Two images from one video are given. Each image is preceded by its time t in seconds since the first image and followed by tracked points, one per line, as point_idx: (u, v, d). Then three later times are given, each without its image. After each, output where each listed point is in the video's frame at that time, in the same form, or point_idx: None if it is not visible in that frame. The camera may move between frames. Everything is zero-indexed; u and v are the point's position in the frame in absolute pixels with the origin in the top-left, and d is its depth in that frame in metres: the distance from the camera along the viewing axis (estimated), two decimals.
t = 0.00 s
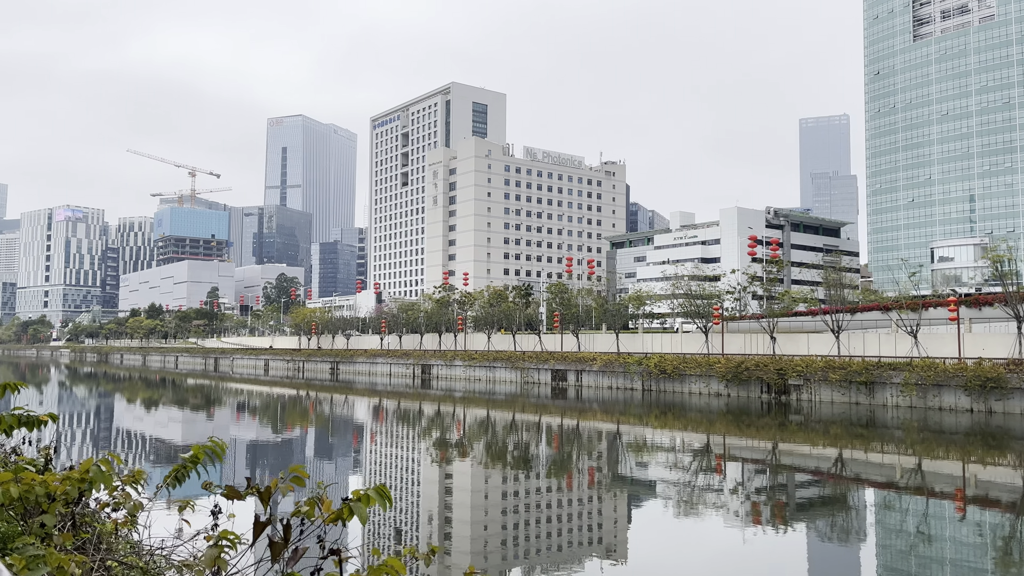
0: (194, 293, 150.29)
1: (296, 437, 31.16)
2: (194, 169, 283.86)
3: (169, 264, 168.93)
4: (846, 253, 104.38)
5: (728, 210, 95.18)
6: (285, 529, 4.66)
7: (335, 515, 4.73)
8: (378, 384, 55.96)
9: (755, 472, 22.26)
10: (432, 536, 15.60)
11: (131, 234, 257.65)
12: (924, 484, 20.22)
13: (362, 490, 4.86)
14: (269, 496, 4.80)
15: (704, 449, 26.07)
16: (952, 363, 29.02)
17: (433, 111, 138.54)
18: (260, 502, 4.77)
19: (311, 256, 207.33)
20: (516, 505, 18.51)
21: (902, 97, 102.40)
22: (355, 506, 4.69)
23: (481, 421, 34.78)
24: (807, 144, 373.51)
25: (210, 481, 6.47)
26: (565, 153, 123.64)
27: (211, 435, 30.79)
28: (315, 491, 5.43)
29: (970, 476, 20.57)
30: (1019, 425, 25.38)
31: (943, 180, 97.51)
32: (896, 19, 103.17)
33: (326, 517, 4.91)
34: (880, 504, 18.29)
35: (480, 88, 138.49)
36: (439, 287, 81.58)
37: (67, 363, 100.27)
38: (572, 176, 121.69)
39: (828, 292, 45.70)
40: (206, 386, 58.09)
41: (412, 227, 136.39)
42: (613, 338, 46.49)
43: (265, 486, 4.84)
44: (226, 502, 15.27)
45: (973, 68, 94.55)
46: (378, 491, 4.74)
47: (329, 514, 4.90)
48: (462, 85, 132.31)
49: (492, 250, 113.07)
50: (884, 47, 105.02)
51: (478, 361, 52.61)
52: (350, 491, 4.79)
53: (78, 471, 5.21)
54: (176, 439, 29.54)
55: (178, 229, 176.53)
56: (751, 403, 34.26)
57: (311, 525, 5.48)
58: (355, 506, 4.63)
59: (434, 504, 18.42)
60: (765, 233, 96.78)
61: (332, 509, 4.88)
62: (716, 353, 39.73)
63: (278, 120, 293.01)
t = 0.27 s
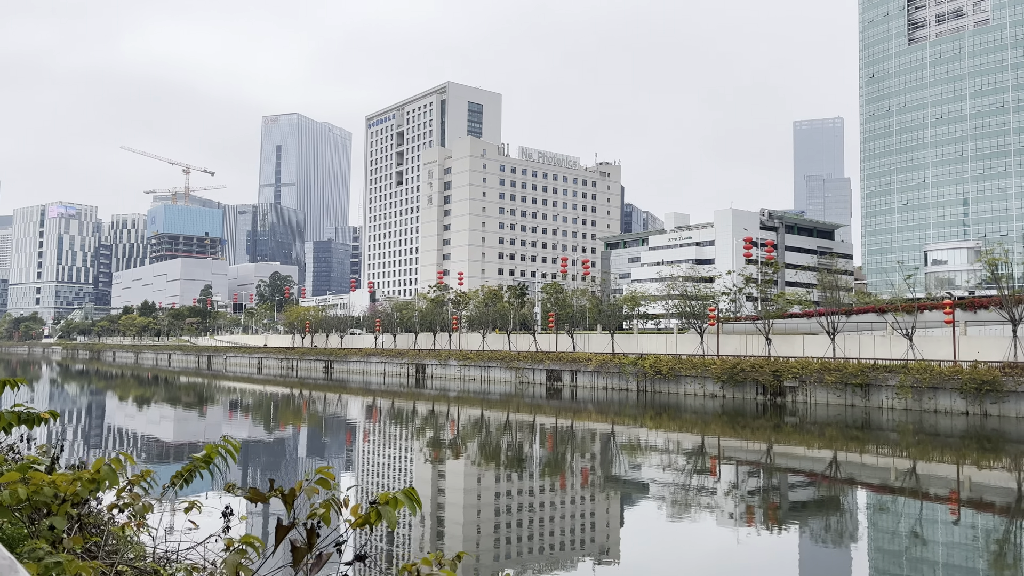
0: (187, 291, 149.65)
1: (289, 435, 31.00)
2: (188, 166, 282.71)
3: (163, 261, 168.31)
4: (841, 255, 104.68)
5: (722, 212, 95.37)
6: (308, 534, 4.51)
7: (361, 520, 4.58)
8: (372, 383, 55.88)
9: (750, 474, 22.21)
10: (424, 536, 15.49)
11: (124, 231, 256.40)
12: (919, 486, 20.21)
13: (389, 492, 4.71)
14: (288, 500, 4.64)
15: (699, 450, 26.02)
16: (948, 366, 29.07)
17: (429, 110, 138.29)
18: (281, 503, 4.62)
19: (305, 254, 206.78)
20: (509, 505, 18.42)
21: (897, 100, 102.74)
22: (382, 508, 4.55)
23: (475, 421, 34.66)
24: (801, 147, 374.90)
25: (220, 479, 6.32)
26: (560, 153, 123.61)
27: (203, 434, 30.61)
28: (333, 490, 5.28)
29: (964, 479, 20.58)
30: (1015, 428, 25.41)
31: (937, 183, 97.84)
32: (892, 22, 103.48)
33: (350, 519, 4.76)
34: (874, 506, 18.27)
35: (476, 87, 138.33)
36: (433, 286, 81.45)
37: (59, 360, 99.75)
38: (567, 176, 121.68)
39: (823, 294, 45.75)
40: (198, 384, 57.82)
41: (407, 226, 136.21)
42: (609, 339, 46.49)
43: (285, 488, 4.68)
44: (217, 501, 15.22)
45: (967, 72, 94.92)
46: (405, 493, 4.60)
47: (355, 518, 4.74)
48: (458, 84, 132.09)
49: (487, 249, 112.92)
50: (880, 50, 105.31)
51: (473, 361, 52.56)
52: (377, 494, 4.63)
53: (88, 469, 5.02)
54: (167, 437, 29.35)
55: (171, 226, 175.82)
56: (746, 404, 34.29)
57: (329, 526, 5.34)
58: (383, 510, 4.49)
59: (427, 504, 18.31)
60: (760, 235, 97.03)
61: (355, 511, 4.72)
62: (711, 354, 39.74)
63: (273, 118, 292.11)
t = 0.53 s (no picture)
0: (177, 289, 148.66)
1: (279, 434, 30.77)
2: (178, 163, 280.71)
3: (152, 258, 167.07)
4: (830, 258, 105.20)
5: (714, 213, 95.63)
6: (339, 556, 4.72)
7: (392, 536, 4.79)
8: (363, 382, 55.58)
9: (741, 475, 22.23)
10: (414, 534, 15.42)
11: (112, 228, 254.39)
12: (909, 489, 20.28)
13: (416, 510, 4.94)
14: (318, 518, 4.80)
15: (690, 451, 26.04)
16: (939, 369, 29.24)
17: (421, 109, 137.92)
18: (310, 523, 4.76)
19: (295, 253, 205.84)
20: (499, 505, 18.36)
21: (888, 104, 103.37)
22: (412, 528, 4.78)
23: (465, 421, 34.58)
24: (792, 149, 376.49)
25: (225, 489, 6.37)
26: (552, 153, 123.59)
27: (192, 432, 30.41)
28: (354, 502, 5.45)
29: (954, 482, 20.65)
30: (1005, 431, 25.56)
31: (926, 187, 98.42)
32: (884, 26, 103.98)
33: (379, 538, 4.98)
34: (865, 508, 18.31)
35: (469, 87, 138.05)
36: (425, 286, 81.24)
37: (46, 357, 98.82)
38: (559, 177, 121.70)
39: (815, 297, 45.84)
40: (188, 382, 57.35)
41: (398, 226, 135.90)
42: (601, 339, 46.52)
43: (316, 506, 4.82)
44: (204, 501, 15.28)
45: (958, 76, 95.64)
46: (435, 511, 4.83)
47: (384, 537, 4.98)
48: (450, 83, 131.78)
49: (478, 249, 112.73)
50: (871, 54, 105.91)
51: (464, 360, 52.42)
52: (408, 512, 4.87)
53: (98, 480, 4.97)
54: (155, 435, 29.10)
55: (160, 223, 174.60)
56: (738, 406, 34.35)
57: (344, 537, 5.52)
58: (414, 527, 4.74)
59: (416, 503, 18.27)
60: (751, 237, 97.34)
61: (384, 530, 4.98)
62: (703, 356, 39.81)
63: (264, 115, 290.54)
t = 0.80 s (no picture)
0: (160, 287, 147.12)
1: (263, 434, 30.42)
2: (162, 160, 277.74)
3: (134, 257, 165.22)
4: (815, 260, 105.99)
5: (700, 215, 96.00)
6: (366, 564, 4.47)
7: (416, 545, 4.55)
8: (349, 382, 55.15)
9: (727, 476, 22.24)
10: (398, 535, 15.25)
11: (94, 225, 251.36)
12: (893, 490, 20.36)
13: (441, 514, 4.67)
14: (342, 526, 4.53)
15: (676, 452, 26.05)
16: (924, 372, 29.45)
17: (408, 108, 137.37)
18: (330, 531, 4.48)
19: (280, 252, 204.47)
20: (484, 505, 18.24)
21: (873, 108, 104.33)
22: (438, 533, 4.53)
23: (451, 421, 34.42)
24: (777, 152, 379.17)
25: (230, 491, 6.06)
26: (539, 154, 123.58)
27: (174, 432, 30.05)
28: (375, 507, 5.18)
29: (937, 483, 20.77)
30: (988, 433, 25.78)
31: (910, 191, 99.40)
32: (869, 31, 104.90)
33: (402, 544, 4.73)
34: (850, 510, 18.35)
35: (456, 86, 137.72)
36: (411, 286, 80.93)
37: (25, 356, 97.48)
38: (546, 178, 121.72)
39: (802, 299, 46.06)
40: (170, 382, 56.69)
41: (384, 225, 135.32)
42: (587, 340, 46.49)
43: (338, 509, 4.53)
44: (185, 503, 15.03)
45: (942, 81, 96.71)
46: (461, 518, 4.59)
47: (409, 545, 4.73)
48: (437, 82, 131.34)
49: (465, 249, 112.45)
50: (856, 58, 106.82)
51: (451, 361, 52.19)
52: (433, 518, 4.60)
53: (98, 483, 4.68)
54: (136, 435, 28.69)
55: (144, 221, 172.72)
56: (724, 407, 34.43)
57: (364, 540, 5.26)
58: (437, 534, 4.49)
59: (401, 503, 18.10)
60: (737, 239, 97.79)
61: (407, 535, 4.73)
62: (690, 357, 39.92)
63: (250, 113, 288.17)
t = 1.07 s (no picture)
0: (140, 285, 145.22)
1: (243, 434, 29.98)
2: (142, 158, 274.28)
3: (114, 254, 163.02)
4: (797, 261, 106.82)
5: (684, 216, 96.40)
6: None
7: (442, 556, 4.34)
8: (332, 382, 54.67)
9: (711, 475, 22.22)
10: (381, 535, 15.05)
11: (72, 222, 247.61)
12: (876, 489, 20.46)
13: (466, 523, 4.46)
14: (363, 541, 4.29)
15: (660, 451, 26.00)
16: (907, 372, 29.66)
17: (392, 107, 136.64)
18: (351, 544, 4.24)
19: (262, 250, 202.71)
20: (468, 504, 18.07)
21: (855, 110, 105.36)
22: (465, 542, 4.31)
23: (435, 420, 34.21)
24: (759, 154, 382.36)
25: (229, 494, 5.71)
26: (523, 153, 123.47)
27: (153, 432, 29.60)
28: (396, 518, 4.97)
29: (919, 482, 20.90)
30: (970, 433, 25.98)
31: (891, 192, 100.48)
32: (851, 33, 105.92)
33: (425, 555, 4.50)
34: (832, 509, 18.37)
35: (440, 85, 137.13)
36: (395, 285, 80.51)
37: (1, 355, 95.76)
38: (530, 177, 121.64)
39: (785, 299, 46.30)
40: (150, 381, 55.90)
41: (368, 224, 134.55)
42: (572, 340, 46.43)
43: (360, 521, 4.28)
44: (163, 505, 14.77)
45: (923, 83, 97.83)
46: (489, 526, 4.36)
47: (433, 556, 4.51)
48: (422, 81, 130.77)
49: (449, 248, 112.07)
50: (838, 60, 107.79)
51: (435, 360, 51.93)
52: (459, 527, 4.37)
53: (92, 488, 4.31)
54: (114, 435, 28.18)
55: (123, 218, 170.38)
56: (709, 407, 34.49)
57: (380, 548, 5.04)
58: (465, 545, 4.26)
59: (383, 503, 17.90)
60: (721, 239, 98.32)
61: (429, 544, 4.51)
62: (674, 357, 39.97)
63: (231, 110, 285.39)
